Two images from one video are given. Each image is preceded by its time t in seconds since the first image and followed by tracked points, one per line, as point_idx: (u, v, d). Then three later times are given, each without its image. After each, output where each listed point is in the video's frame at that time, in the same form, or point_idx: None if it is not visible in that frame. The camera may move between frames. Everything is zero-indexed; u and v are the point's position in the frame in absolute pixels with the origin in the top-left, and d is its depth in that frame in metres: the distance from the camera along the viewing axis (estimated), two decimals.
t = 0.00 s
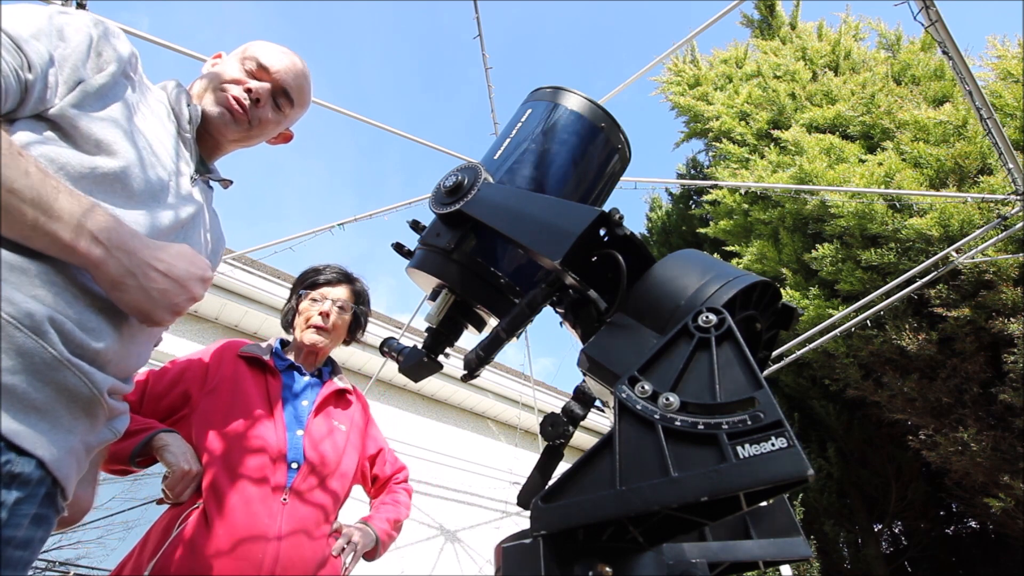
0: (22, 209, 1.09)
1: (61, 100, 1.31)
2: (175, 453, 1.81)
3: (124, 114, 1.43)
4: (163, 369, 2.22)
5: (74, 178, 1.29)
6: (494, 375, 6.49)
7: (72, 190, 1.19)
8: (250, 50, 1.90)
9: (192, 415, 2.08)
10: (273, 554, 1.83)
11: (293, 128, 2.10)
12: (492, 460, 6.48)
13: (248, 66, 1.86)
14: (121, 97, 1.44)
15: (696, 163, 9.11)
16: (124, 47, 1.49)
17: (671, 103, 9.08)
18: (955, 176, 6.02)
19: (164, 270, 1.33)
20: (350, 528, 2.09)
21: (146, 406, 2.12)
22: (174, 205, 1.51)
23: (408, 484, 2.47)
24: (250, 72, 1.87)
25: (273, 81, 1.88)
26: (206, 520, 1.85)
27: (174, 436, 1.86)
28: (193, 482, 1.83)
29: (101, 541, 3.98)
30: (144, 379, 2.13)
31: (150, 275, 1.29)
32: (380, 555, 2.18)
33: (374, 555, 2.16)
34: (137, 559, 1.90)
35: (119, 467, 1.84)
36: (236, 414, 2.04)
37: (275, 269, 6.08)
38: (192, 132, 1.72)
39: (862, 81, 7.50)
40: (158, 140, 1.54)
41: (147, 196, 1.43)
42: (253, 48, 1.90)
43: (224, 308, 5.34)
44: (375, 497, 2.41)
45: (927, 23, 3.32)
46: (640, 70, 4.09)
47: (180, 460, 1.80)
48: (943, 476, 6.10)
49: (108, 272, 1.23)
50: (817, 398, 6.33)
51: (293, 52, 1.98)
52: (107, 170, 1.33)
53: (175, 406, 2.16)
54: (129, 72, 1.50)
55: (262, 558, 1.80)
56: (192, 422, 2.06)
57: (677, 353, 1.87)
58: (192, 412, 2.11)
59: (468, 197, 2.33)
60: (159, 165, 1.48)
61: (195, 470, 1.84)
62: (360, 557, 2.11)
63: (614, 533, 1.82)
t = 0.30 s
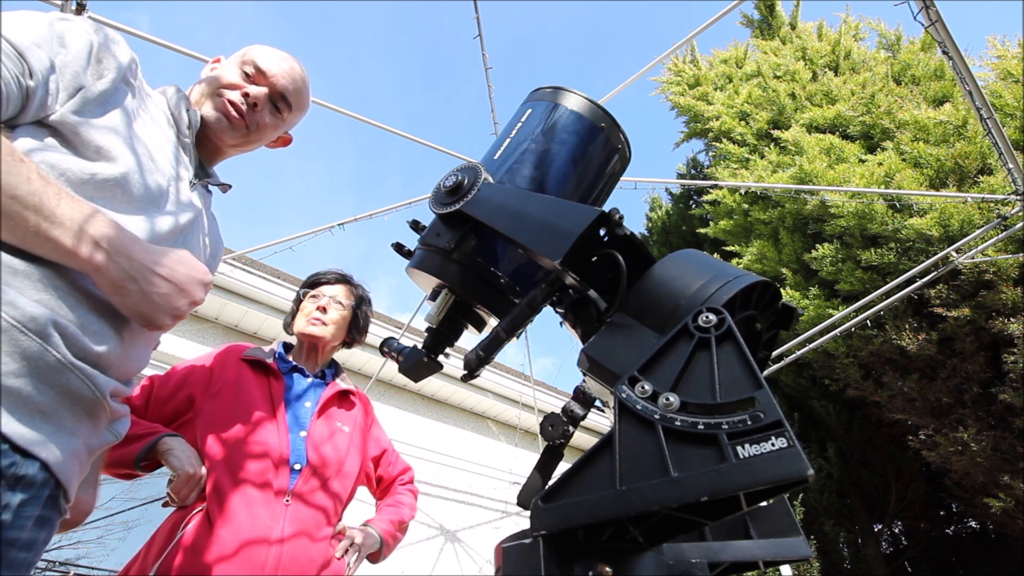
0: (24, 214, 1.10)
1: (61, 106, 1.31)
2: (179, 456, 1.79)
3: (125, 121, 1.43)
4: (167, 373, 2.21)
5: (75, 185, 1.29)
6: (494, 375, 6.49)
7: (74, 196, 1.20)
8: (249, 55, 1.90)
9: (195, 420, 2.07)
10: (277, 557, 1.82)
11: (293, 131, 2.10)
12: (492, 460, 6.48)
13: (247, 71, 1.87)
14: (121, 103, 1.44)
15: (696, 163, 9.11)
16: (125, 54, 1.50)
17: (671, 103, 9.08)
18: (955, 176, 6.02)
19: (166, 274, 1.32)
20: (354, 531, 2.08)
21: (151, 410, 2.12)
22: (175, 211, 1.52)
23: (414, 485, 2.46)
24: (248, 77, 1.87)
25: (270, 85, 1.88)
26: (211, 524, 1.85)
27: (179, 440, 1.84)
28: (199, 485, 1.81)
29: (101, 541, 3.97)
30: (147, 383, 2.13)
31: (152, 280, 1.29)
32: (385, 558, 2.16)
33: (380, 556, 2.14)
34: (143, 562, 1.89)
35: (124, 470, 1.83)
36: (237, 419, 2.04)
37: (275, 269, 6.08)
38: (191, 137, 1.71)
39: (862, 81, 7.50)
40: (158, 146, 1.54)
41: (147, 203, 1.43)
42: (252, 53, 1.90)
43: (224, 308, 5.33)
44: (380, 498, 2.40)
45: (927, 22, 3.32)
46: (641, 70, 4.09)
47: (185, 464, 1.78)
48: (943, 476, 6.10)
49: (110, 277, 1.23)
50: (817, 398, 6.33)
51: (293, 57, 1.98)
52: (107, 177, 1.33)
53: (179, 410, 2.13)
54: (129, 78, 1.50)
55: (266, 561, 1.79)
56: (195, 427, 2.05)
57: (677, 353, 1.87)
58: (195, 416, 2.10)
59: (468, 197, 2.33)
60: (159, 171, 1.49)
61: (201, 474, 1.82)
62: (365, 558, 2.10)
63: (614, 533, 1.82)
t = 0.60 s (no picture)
0: (34, 222, 1.10)
1: (68, 114, 1.32)
2: (195, 462, 1.81)
3: (130, 128, 1.44)
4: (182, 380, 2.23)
5: (81, 191, 1.30)
6: (494, 375, 6.49)
7: (80, 203, 1.20)
8: (251, 61, 1.90)
9: (209, 427, 2.08)
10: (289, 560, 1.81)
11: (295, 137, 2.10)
12: (492, 460, 6.48)
13: (250, 77, 1.87)
14: (127, 110, 1.45)
15: (696, 163, 9.11)
16: (130, 61, 1.50)
17: (671, 103, 9.09)
18: (955, 176, 6.02)
19: (169, 280, 1.33)
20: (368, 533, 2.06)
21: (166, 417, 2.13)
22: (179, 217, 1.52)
23: (426, 485, 2.45)
24: (251, 84, 1.87)
25: (273, 92, 1.88)
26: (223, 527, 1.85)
27: (193, 445, 1.85)
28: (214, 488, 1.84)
29: (101, 541, 3.98)
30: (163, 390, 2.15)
31: (157, 285, 1.29)
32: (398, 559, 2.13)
33: (394, 557, 2.12)
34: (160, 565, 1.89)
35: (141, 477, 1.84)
36: (249, 424, 2.05)
37: (275, 269, 6.08)
38: (194, 144, 1.72)
39: (862, 81, 7.50)
40: (161, 152, 1.54)
41: (151, 208, 1.43)
42: (254, 59, 1.90)
43: (224, 309, 5.33)
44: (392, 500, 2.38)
45: (927, 22, 3.32)
46: (641, 70, 4.08)
47: (198, 469, 1.80)
48: (943, 476, 6.10)
49: (116, 283, 1.23)
50: (817, 398, 6.33)
51: (293, 62, 1.97)
52: (114, 183, 1.34)
53: (194, 417, 2.13)
54: (134, 85, 1.51)
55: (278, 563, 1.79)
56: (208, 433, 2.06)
57: (677, 353, 1.87)
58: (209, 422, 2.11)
59: (468, 197, 2.33)
60: (164, 177, 1.49)
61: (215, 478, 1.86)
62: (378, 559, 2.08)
63: (614, 533, 1.82)
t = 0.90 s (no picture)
0: (37, 230, 1.10)
1: (72, 121, 1.32)
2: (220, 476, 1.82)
3: (134, 134, 1.44)
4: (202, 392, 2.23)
5: (85, 198, 1.30)
6: (494, 375, 6.49)
7: (82, 209, 1.20)
8: (256, 68, 1.91)
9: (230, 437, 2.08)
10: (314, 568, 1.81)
11: (299, 141, 2.10)
12: (492, 460, 6.47)
13: (255, 82, 1.88)
14: (131, 116, 1.45)
15: (696, 163, 9.11)
16: (133, 67, 1.50)
17: (671, 103, 9.10)
18: (955, 176, 6.02)
19: (172, 287, 1.33)
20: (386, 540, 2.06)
21: (188, 430, 2.13)
22: (181, 222, 1.52)
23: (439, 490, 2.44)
24: (256, 88, 1.88)
25: (278, 96, 1.88)
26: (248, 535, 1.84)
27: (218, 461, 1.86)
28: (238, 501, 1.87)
29: (101, 541, 3.97)
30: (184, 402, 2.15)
31: (159, 292, 1.29)
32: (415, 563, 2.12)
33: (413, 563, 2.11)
34: None
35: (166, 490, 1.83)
36: (268, 435, 2.05)
37: (275, 269, 6.09)
38: (197, 148, 1.73)
39: (862, 81, 7.50)
40: (164, 157, 1.54)
41: (155, 214, 1.43)
42: (259, 65, 1.91)
43: (224, 309, 5.34)
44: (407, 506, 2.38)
45: (927, 22, 3.32)
46: (640, 70, 4.08)
47: (225, 482, 1.83)
48: (943, 476, 6.10)
49: (119, 290, 1.23)
50: (817, 398, 6.33)
51: (297, 66, 1.98)
52: (118, 190, 1.34)
53: (215, 429, 2.14)
54: (138, 91, 1.51)
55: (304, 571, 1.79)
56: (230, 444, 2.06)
57: (677, 353, 1.87)
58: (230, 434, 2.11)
59: (468, 197, 2.33)
60: (166, 182, 1.49)
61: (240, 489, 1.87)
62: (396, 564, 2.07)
63: (613, 533, 1.82)
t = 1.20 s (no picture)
0: (40, 232, 1.10)
1: (72, 124, 1.32)
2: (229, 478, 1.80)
3: (134, 136, 1.44)
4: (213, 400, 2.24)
5: (87, 199, 1.30)
6: (494, 375, 6.49)
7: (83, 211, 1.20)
8: (255, 68, 1.92)
9: (240, 444, 2.09)
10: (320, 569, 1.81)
11: (299, 140, 2.10)
12: (492, 460, 6.47)
13: (254, 82, 1.89)
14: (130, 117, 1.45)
15: (696, 163, 9.11)
16: (132, 69, 1.50)
17: (671, 103, 9.10)
18: (955, 176, 6.02)
19: (175, 286, 1.33)
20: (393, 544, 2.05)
21: (199, 437, 2.14)
22: (181, 223, 1.51)
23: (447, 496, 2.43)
24: (255, 88, 1.89)
25: (277, 96, 1.89)
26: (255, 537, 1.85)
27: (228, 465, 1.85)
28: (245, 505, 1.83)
29: (101, 541, 3.97)
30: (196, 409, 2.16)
31: (162, 292, 1.29)
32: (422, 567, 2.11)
33: (421, 566, 2.11)
34: None
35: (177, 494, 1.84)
36: (275, 442, 2.06)
37: (275, 269, 6.08)
38: (197, 149, 1.73)
39: (862, 81, 7.50)
40: (164, 158, 1.54)
41: (155, 215, 1.43)
42: (259, 65, 1.91)
43: (224, 309, 5.34)
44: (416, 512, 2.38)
45: (927, 22, 3.32)
46: (640, 70, 4.09)
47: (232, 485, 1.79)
48: (943, 476, 6.10)
49: (123, 290, 1.23)
50: (817, 398, 6.33)
51: (296, 66, 1.99)
52: (119, 192, 1.34)
53: (225, 435, 2.14)
54: (138, 93, 1.51)
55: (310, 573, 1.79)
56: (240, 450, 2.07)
57: (677, 353, 1.87)
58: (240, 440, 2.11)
59: (468, 197, 2.33)
60: (166, 184, 1.49)
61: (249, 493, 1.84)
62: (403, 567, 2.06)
63: (613, 533, 1.82)
